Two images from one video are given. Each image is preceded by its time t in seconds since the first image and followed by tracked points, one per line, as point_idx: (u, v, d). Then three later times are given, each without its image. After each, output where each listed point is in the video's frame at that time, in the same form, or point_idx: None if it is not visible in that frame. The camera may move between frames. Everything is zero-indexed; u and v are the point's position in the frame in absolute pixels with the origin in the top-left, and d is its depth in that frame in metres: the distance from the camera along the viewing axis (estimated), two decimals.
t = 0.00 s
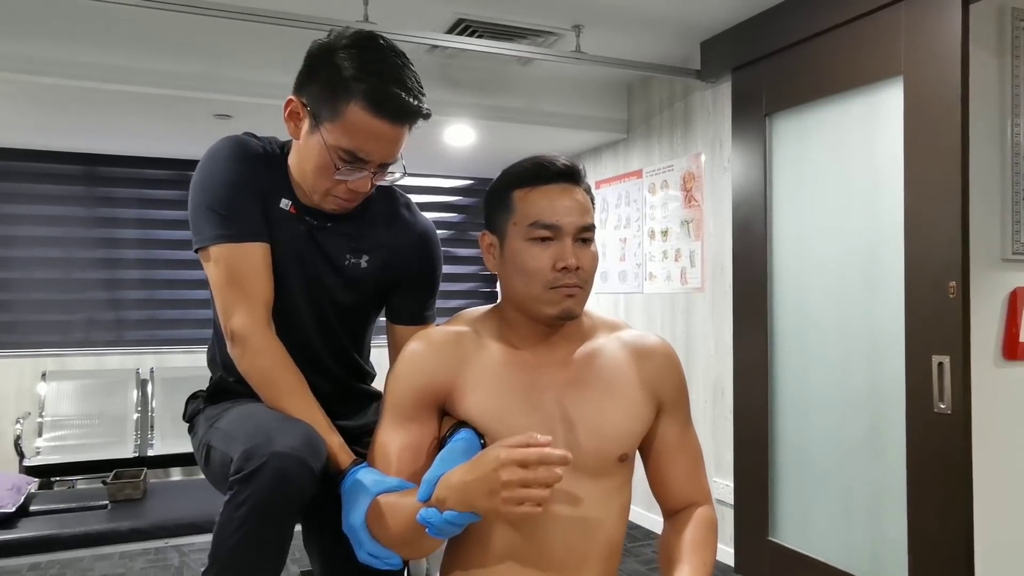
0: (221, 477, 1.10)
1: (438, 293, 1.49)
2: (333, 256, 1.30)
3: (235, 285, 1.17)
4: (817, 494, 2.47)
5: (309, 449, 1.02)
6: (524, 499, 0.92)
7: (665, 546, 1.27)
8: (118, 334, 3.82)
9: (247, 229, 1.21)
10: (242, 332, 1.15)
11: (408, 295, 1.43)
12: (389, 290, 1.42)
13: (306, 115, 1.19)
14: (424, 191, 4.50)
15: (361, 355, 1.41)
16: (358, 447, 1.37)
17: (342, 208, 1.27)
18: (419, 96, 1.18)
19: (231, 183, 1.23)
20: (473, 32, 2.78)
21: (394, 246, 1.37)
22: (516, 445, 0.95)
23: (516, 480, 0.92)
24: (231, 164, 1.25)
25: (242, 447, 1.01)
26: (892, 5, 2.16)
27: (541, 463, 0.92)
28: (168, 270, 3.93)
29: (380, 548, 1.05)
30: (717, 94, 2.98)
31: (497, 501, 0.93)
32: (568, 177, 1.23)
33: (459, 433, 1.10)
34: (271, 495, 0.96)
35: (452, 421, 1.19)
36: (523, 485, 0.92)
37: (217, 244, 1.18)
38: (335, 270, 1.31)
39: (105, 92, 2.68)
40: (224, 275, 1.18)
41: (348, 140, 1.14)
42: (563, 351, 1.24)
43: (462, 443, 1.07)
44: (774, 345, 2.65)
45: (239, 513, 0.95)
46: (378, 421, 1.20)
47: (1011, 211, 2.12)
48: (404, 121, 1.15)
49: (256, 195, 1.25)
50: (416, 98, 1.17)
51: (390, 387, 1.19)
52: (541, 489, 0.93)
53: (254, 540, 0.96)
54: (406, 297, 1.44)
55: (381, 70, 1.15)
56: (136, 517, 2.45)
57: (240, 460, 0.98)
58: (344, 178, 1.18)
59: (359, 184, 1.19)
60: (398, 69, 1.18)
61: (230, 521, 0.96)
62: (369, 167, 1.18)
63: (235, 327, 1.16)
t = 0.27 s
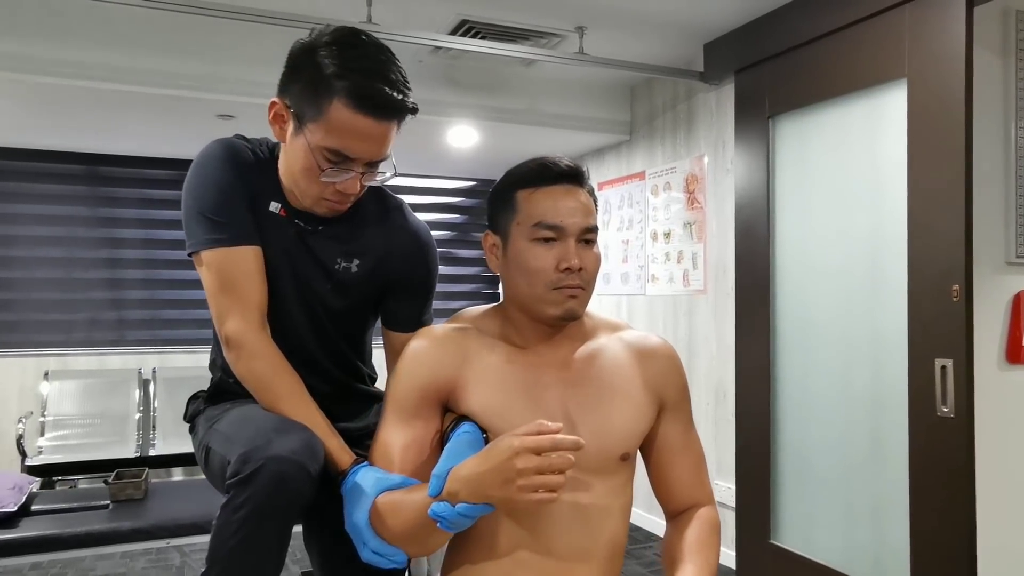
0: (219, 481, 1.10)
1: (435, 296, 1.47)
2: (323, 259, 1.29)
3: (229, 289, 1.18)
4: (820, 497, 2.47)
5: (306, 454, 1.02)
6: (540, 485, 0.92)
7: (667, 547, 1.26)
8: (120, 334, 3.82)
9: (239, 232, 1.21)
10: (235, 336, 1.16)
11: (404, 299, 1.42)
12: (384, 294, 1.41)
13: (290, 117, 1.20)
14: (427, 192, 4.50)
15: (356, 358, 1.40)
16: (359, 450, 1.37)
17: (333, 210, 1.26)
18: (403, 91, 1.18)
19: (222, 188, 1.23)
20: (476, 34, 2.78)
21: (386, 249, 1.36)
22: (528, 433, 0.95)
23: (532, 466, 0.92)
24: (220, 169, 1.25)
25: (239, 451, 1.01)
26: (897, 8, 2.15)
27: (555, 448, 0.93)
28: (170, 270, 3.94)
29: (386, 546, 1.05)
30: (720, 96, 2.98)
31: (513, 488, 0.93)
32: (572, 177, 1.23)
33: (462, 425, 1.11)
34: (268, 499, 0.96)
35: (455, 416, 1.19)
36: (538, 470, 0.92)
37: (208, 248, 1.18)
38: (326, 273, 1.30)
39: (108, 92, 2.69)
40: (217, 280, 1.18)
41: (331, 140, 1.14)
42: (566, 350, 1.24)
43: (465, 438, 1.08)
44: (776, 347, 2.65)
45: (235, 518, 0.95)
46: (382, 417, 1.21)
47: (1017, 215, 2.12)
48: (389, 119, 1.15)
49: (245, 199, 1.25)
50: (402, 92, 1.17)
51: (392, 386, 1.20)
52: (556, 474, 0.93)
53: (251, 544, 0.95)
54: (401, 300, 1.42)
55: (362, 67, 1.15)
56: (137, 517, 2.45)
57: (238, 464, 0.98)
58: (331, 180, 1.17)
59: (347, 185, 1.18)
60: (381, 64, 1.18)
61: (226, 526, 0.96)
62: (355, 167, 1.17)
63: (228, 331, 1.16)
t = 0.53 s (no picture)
0: (217, 485, 1.10)
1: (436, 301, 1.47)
2: (324, 263, 1.29)
3: (226, 292, 1.18)
4: (821, 500, 2.46)
5: (303, 458, 1.02)
6: (552, 480, 0.92)
7: (664, 552, 1.26)
8: (122, 334, 3.83)
9: (238, 235, 1.21)
10: (233, 338, 1.16)
11: (404, 305, 1.41)
12: (384, 298, 1.40)
13: (288, 128, 1.19)
14: (428, 193, 4.50)
15: (355, 361, 1.40)
16: (359, 452, 1.39)
17: (335, 218, 1.26)
18: (402, 98, 1.16)
19: (221, 189, 1.23)
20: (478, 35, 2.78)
21: (387, 254, 1.35)
22: (536, 430, 0.94)
23: (543, 463, 0.92)
24: (221, 170, 1.25)
25: (237, 456, 1.01)
26: (899, 10, 2.15)
27: (565, 444, 0.93)
28: (171, 270, 3.94)
29: (393, 549, 1.04)
30: (722, 98, 2.98)
31: (525, 486, 0.92)
32: (571, 181, 1.23)
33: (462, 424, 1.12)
34: (266, 504, 0.96)
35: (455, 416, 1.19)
36: (549, 466, 0.92)
37: (206, 250, 1.18)
38: (325, 277, 1.30)
39: (110, 92, 2.69)
40: (215, 282, 1.18)
41: (330, 151, 1.13)
42: (565, 354, 1.24)
43: (467, 436, 1.08)
44: (777, 349, 2.65)
45: (232, 523, 0.95)
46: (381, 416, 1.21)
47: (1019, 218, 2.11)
48: (387, 128, 1.13)
49: (245, 201, 1.25)
50: (400, 99, 1.15)
51: (392, 388, 1.20)
52: (566, 470, 0.93)
53: (249, 549, 0.96)
54: (402, 306, 1.41)
55: (359, 76, 1.13)
56: (138, 517, 2.45)
57: (235, 469, 0.98)
58: (330, 191, 1.17)
59: (348, 195, 1.18)
60: (379, 71, 1.16)
61: (224, 531, 0.96)
62: (356, 177, 1.17)
63: (226, 334, 1.16)
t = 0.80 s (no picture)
0: (221, 487, 1.10)
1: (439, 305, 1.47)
2: (329, 267, 1.29)
3: (228, 295, 1.18)
4: (822, 502, 2.46)
5: (308, 462, 1.02)
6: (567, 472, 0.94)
7: (665, 554, 1.26)
8: (123, 334, 3.83)
9: (243, 238, 1.21)
10: (235, 342, 1.16)
11: (408, 308, 1.42)
12: (389, 302, 1.40)
13: (298, 137, 1.18)
14: (429, 194, 4.50)
15: (357, 364, 1.41)
16: (362, 454, 1.38)
17: (344, 225, 1.27)
18: (415, 110, 1.14)
19: (226, 192, 1.22)
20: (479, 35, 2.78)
21: (392, 259, 1.35)
22: (547, 424, 0.95)
23: (557, 456, 0.93)
24: (226, 171, 1.25)
25: (241, 461, 1.01)
26: (900, 11, 2.15)
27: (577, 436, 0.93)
28: (173, 271, 3.95)
29: (404, 549, 1.04)
30: (723, 99, 2.98)
31: (540, 480, 0.93)
32: (574, 181, 1.23)
33: (467, 421, 1.12)
34: (271, 509, 0.96)
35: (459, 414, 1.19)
36: (563, 459, 0.93)
37: (209, 252, 1.18)
38: (330, 282, 1.30)
39: (112, 93, 2.69)
40: (218, 284, 1.18)
41: (341, 163, 1.13)
42: (567, 356, 1.24)
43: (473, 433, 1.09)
44: (778, 351, 2.65)
45: (239, 528, 0.96)
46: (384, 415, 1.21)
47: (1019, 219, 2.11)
48: (399, 141, 1.13)
49: (250, 203, 1.24)
50: (413, 111, 1.14)
51: (395, 389, 1.20)
52: (579, 462, 0.94)
53: (256, 552, 0.96)
54: (406, 310, 1.42)
55: (371, 88, 1.12)
56: (138, 517, 2.45)
57: (240, 475, 0.98)
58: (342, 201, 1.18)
59: (359, 205, 1.19)
60: (391, 83, 1.14)
61: (231, 536, 0.96)
62: (367, 188, 1.17)
63: (228, 338, 1.16)
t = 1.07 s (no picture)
0: (225, 489, 1.10)
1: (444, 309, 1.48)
2: (336, 271, 1.30)
3: (232, 298, 1.18)
4: (822, 503, 2.46)
5: (313, 465, 1.02)
6: (579, 465, 0.95)
7: (668, 557, 1.26)
8: (124, 335, 3.84)
9: (249, 241, 1.21)
10: (240, 345, 1.16)
11: (413, 311, 1.42)
12: (394, 306, 1.41)
13: (310, 145, 1.18)
14: (431, 195, 4.51)
15: (361, 366, 1.41)
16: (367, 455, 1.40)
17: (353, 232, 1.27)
18: (428, 119, 1.14)
19: (232, 194, 1.22)
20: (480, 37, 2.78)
21: (398, 264, 1.36)
22: (557, 417, 0.96)
23: (568, 448, 0.94)
24: (233, 173, 1.24)
25: (247, 465, 1.01)
26: (901, 13, 2.15)
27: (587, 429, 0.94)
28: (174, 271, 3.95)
29: (414, 547, 1.05)
30: (724, 101, 2.98)
31: (552, 473, 0.94)
32: (578, 182, 1.23)
33: (472, 417, 1.13)
34: (278, 513, 0.97)
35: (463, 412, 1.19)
36: (575, 451, 0.94)
37: (214, 254, 1.19)
38: (336, 285, 1.30)
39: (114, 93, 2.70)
40: (222, 286, 1.18)
41: (354, 174, 1.14)
42: (570, 358, 1.24)
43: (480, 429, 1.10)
44: (779, 352, 2.65)
45: (244, 531, 0.96)
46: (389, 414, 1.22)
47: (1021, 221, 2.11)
48: (412, 152, 1.13)
49: (257, 206, 1.25)
50: (427, 123, 1.13)
51: (399, 390, 1.20)
52: (589, 455, 0.95)
53: (262, 554, 0.97)
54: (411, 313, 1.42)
55: (385, 98, 1.11)
56: (139, 518, 2.45)
57: (246, 479, 0.98)
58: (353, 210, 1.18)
59: (370, 214, 1.19)
60: (406, 92, 1.13)
61: (237, 539, 0.96)
62: (378, 197, 1.18)
63: (231, 341, 1.16)
